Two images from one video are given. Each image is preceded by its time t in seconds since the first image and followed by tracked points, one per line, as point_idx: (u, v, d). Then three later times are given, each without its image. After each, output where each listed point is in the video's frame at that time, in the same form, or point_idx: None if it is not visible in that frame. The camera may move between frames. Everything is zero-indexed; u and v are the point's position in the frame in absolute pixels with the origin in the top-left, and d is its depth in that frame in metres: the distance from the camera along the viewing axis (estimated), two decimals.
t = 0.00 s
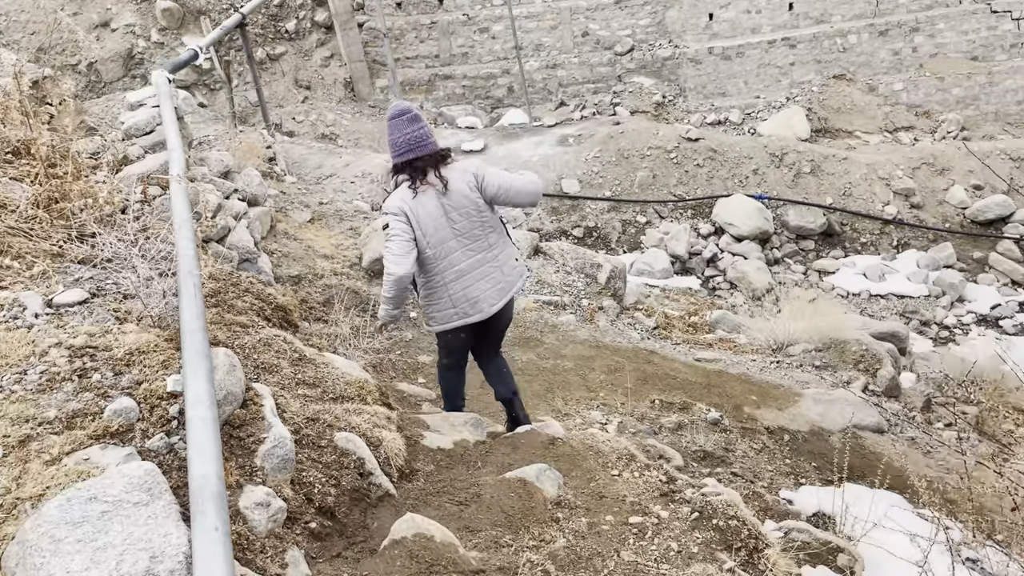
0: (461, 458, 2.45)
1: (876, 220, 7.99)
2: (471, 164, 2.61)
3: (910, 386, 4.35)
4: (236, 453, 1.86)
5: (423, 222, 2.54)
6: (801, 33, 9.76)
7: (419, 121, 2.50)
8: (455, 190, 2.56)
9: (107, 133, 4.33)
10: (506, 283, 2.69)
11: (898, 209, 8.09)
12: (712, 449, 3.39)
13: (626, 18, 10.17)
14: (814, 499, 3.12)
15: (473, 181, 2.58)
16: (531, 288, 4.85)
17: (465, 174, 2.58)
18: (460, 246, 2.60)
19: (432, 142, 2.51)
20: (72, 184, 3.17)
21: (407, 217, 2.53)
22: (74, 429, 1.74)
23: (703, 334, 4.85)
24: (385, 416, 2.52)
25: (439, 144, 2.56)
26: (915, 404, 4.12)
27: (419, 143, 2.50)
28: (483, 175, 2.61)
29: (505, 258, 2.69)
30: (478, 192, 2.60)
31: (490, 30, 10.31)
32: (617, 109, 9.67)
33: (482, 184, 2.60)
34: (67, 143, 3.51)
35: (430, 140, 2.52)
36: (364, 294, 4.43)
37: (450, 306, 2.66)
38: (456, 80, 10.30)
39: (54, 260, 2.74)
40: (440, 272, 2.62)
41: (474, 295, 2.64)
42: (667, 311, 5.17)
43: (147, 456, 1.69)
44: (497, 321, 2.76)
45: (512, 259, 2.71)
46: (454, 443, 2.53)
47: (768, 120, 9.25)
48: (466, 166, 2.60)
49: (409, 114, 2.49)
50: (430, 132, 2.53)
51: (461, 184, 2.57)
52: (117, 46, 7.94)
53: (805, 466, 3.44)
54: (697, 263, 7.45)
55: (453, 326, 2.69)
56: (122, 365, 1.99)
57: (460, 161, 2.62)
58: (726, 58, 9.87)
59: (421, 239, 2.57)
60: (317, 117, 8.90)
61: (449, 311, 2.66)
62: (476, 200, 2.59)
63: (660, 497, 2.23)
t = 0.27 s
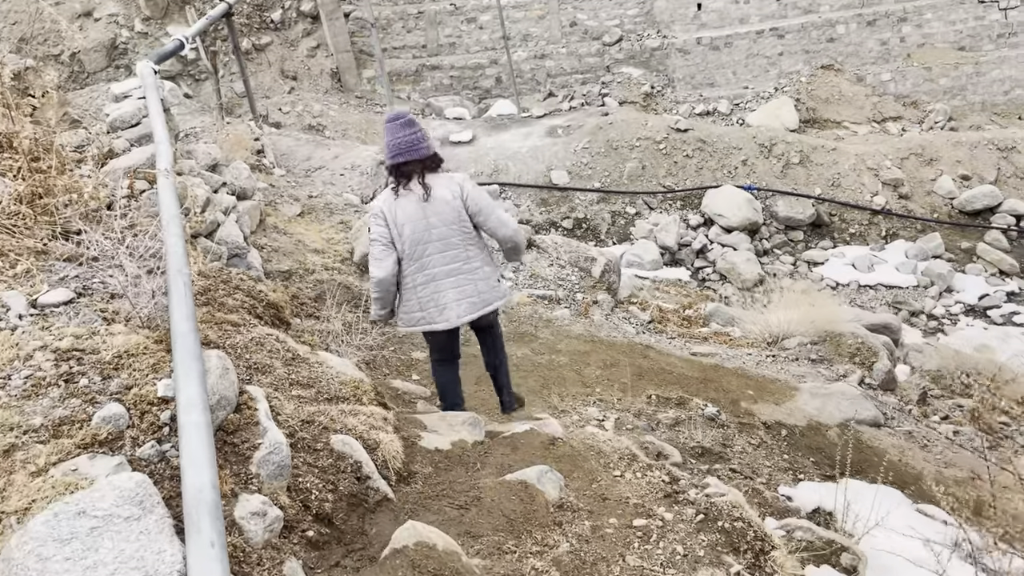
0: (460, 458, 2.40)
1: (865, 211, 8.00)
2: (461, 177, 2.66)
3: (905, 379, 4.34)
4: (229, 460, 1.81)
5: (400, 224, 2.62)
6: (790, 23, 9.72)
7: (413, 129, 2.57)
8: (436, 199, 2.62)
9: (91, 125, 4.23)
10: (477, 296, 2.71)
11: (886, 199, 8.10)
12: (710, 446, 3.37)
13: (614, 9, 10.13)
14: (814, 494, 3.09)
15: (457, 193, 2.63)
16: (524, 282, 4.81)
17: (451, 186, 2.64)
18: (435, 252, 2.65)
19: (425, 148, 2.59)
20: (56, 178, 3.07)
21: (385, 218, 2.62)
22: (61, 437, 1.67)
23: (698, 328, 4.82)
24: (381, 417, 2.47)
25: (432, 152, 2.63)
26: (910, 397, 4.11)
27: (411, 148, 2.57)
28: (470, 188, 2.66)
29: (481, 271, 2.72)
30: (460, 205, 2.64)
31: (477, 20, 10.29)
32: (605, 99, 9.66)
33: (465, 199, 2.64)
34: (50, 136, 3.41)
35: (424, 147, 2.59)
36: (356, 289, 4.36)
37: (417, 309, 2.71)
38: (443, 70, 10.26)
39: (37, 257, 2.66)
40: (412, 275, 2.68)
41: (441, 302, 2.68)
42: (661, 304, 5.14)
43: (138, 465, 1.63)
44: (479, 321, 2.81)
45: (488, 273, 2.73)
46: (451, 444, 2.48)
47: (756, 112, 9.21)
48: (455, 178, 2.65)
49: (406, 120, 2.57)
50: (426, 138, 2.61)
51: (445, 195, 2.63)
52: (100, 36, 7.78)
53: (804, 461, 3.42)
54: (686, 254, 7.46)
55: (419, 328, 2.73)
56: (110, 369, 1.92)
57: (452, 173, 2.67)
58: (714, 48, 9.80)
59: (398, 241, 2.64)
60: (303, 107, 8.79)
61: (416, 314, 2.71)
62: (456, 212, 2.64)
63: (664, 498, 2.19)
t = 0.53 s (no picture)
0: (454, 457, 2.34)
1: (858, 200, 7.96)
2: (478, 178, 2.59)
3: (901, 372, 4.31)
4: (217, 465, 1.75)
5: (413, 222, 2.59)
6: (783, 12, 9.61)
7: (432, 127, 2.50)
8: (451, 199, 2.57)
9: (74, 114, 4.12)
10: (488, 295, 2.69)
11: (880, 189, 8.07)
12: (707, 441, 3.33)
13: None
14: (812, 491, 3.05)
15: (472, 194, 2.57)
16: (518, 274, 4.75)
17: (466, 186, 2.58)
18: (448, 252, 2.62)
19: (441, 149, 2.52)
20: (38, 170, 2.98)
21: (398, 215, 2.59)
22: (40, 443, 1.61)
23: (693, 320, 4.78)
24: (373, 416, 2.41)
25: (450, 151, 2.56)
26: (907, 390, 4.08)
27: (427, 148, 2.51)
28: (486, 189, 2.59)
29: (493, 271, 2.69)
30: (475, 206, 2.59)
31: (469, 7, 10.27)
32: (598, 86, 9.61)
33: (480, 200, 2.58)
34: (31, 125, 3.32)
35: (440, 146, 2.52)
36: (348, 282, 4.27)
37: (427, 304, 2.71)
38: (434, 57, 10.19)
39: (18, 251, 2.58)
40: (423, 272, 2.67)
41: (452, 300, 2.66)
42: (656, 297, 5.09)
43: (121, 472, 1.57)
44: (483, 326, 2.78)
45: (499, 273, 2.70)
46: (446, 443, 2.42)
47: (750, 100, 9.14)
48: (471, 178, 2.58)
49: (422, 119, 2.49)
50: (443, 137, 2.54)
51: (460, 195, 2.57)
52: (86, 22, 7.67)
53: (801, 457, 3.38)
54: (679, 244, 7.43)
55: (429, 322, 2.73)
56: (92, 370, 1.85)
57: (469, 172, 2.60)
58: (707, 36, 9.78)
59: (410, 239, 2.62)
60: (293, 95, 8.68)
61: (425, 309, 2.71)
62: (470, 213, 2.59)
63: (663, 499, 2.14)
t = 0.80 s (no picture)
0: (453, 470, 2.30)
1: (847, 199, 7.97)
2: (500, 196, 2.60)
3: (897, 373, 4.30)
4: (212, 488, 1.69)
5: (431, 233, 2.64)
6: (770, 12, 9.63)
7: (458, 144, 2.49)
8: (469, 217, 2.60)
9: (58, 119, 4.03)
10: (496, 310, 2.75)
11: (868, 187, 8.09)
12: (706, 447, 3.30)
13: None
14: (812, 497, 3.02)
15: (489, 215, 2.59)
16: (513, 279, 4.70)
17: (486, 204, 2.59)
18: (462, 265, 2.67)
19: (465, 168, 2.53)
20: (22, 178, 2.90)
21: (418, 224, 2.64)
22: (28, 469, 1.55)
23: (689, 323, 4.76)
24: (371, 429, 2.36)
25: (474, 167, 2.57)
26: (904, 392, 4.07)
27: (451, 164, 2.52)
28: (505, 209, 2.60)
29: (504, 287, 2.74)
30: (491, 225, 2.61)
31: (457, 7, 10.23)
32: (587, 87, 9.58)
33: (497, 221, 2.60)
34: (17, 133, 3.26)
35: (462, 165, 2.52)
36: (341, 288, 4.19)
37: (439, 309, 2.79)
38: (422, 58, 10.13)
39: (2, 262, 2.51)
40: (437, 280, 2.73)
41: (461, 311, 2.73)
42: (651, 299, 5.06)
43: (111, 498, 1.51)
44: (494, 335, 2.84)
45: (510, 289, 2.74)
46: (445, 456, 2.37)
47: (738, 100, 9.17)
48: (493, 197, 2.59)
49: (450, 136, 2.48)
50: (470, 154, 2.53)
51: (478, 213, 2.60)
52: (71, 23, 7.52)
53: (801, 462, 3.36)
54: (669, 244, 7.43)
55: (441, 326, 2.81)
56: (80, 391, 1.79)
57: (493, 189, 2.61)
58: (695, 36, 9.77)
59: (427, 249, 2.67)
60: (280, 96, 8.61)
61: (437, 313, 2.80)
62: (486, 232, 2.62)
63: (668, 512, 2.12)
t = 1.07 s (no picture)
0: (449, 515, 2.19)
1: (820, 214, 8.03)
2: (480, 217, 2.65)
3: (886, 392, 4.29)
4: (197, 553, 1.58)
5: (414, 247, 2.74)
6: (737, 29, 9.71)
7: (442, 163, 2.58)
8: (448, 235, 2.67)
9: (19, 154, 3.87)
10: (474, 328, 2.78)
11: (841, 203, 8.15)
12: (701, 476, 3.23)
13: (563, 15, 9.98)
14: (813, 526, 2.96)
15: (465, 234, 2.64)
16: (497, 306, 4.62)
17: (466, 224, 2.65)
18: (441, 280, 2.74)
19: (447, 186, 2.60)
20: None
21: (403, 237, 2.74)
22: None
23: (675, 346, 4.71)
24: (361, 475, 2.25)
25: (457, 188, 2.64)
26: (894, 412, 4.06)
27: (433, 182, 2.61)
28: (483, 230, 2.64)
29: (482, 306, 2.77)
30: (468, 245, 2.66)
31: (426, 29, 10.05)
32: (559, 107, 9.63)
33: (474, 242, 2.65)
34: None
35: (445, 183, 2.60)
36: (320, 319, 4.06)
37: (421, 322, 2.87)
38: (392, 80, 10.09)
39: None
40: (419, 293, 2.82)
41: (439, 326, 2.79)
42: (637, 323, 5.01)
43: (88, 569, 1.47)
44: (475, 354, 2.88)
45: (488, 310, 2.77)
46: (439, 500, 2.27)
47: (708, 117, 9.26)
48: (474, 217, 2.65)
49: (434, 155, 2.57)
50: (453, 174, 2.60)
51: (456, 232, 2.66)
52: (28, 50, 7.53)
53: (797, 487, 3.30)
54: (646, 263, 7.44)
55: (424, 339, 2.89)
56: (51, 451, 1.71)
57: (475, 210, 2.67)
58: (664, 55, 9.81)
59: (410, 261, 2.77)
60: (249, 122, 8.48)
61: (419, 326, 2.87)
62: (464, 250, 2.68)
63: (678, 554, 2.11)
